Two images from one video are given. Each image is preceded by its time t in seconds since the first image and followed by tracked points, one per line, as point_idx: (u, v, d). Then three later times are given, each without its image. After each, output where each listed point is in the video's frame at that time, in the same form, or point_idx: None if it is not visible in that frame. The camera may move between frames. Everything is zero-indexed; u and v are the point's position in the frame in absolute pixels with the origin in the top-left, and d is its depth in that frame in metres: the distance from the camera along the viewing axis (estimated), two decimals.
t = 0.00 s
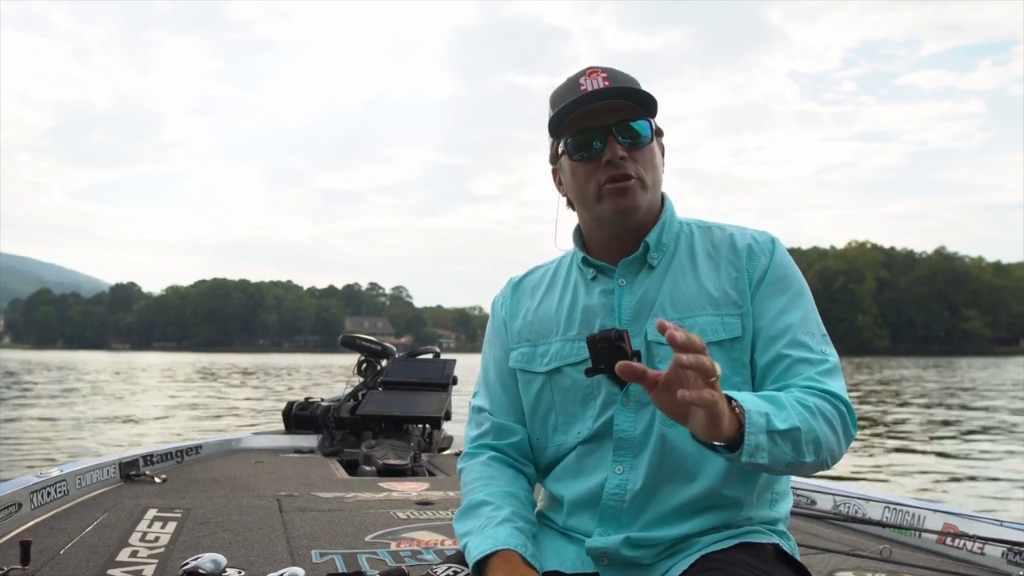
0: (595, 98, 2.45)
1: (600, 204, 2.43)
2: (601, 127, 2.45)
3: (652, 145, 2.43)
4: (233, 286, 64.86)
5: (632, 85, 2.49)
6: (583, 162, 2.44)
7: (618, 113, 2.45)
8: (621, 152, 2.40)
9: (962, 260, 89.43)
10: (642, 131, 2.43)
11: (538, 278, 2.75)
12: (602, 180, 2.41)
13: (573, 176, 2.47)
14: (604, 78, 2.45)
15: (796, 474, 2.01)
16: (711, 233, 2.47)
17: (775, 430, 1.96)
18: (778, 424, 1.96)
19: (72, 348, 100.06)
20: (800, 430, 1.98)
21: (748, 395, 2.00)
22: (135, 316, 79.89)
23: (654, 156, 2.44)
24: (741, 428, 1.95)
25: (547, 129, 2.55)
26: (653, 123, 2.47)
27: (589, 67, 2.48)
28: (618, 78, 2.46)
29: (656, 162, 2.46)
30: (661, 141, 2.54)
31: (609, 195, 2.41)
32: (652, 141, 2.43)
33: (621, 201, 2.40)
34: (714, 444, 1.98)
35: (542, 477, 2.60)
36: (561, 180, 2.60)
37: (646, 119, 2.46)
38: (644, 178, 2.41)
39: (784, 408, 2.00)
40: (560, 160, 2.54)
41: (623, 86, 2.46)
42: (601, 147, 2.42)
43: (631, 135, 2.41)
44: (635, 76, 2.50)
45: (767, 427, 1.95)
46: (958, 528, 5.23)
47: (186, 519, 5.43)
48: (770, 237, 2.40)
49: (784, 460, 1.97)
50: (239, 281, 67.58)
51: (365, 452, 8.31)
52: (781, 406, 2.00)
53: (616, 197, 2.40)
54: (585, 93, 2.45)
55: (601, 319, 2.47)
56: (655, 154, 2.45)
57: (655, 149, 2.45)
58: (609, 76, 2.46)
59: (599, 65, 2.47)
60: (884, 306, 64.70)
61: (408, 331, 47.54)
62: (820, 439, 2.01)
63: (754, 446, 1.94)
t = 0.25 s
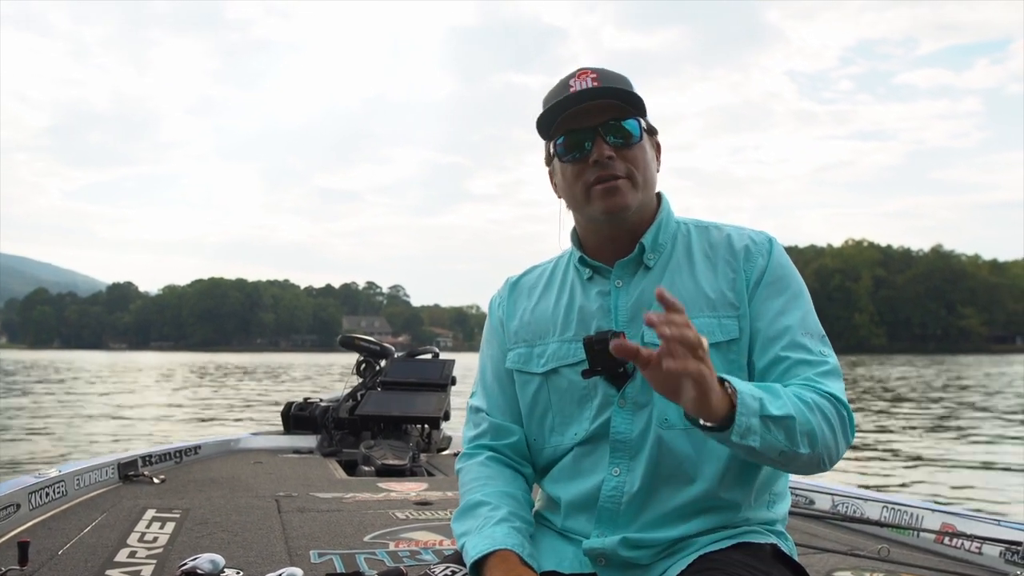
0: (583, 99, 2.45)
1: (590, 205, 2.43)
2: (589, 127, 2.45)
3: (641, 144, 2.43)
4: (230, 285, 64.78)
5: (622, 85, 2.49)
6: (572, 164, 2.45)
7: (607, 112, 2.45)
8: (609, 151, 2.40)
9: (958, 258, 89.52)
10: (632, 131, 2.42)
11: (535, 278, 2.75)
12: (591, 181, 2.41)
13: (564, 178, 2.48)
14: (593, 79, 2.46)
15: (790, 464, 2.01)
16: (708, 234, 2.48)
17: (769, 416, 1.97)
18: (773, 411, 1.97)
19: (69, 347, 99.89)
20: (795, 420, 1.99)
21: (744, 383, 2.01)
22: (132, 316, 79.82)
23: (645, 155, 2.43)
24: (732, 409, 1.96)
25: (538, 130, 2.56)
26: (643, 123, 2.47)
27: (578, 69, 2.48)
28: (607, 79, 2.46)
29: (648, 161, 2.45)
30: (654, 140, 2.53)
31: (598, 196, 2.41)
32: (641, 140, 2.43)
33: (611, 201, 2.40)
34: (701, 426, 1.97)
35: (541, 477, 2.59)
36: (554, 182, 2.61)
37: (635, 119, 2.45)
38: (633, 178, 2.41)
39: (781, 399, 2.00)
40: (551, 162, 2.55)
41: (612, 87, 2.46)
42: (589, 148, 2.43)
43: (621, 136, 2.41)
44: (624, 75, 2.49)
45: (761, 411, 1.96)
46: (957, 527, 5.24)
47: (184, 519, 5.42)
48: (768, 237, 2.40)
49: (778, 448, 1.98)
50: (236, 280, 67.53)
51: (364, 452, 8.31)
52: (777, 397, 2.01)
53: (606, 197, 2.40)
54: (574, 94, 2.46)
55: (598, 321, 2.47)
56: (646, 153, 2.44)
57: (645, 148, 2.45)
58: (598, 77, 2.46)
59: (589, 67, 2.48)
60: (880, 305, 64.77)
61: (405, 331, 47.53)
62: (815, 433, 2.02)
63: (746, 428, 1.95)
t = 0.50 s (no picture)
0: (567, 98, 2.46)
1: (578, 201, 2.44)
2: (575, 126, 2.46)
3: (628, 138, 2.42)
4: (228, 284, 64.70)
5: (608, 80, 2.49)
6: (560, 163, 2.46)
7: (592, 109, 2.45)
8: (593, 149, 2.41)
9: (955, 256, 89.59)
10: (617, 125, 2.42)
11: (534, 275, 2.75)
12: (578, 178, 2.42)
13: (554, 178, 2.49)
14: (576, 77, 2.46)
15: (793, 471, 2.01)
16: (707, 229, 2.47)
17: (770, 426, 1.96)
18: (772, 420, 1.96)
19: (67, 346, 99.76)
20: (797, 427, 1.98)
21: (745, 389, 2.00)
22: (130, 315, 79.76)
23: (633, 149, 2.42)
24: (731, 423, 1.95)
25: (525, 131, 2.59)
26: (631, 117, 2.46)
27: (563, 68, 2.49)
28: (591, 76, 2.46)
29: (637, 154, 2.44)
30: (646, 133, 2.51)
31: (585, 194, 2.42)
32: (627, 134, 2.42)
33: (599, 197, 2.40)
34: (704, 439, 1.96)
35: (541, 476, 2.59)
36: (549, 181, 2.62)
37: (622, 113, 2.44)
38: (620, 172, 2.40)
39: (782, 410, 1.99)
40: (543, 162, 2.56)
41: (597, 83, 2.46)
42: (575, 147, 2.43)
43: (606, 132, 2.41)
44: (609, 71, 2.49)
45: (761, 422, 1.96)
46: (956, 525, 5.24)
47: (184, 519, 5.42)
48: (768, 231, 2.40)
49: (780, 457, 1.97)
50: (234, 279, 67.47)
51: (364, 450, 8.31)
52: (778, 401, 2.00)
53: (593, 193, 2.41)
54: (558, 93, 2.47)
55: (596, 318, 2.47)
56: (634, 147, 2.43)
57: (632, 144, 2.43)
58: (582, 75, 2.47)
59: (573, 65, 2.48)
60: (878, 303, 64.83)
61: (403, 330, 47.52)
62: (817, 435, 2.01)
63: (746, 442, 1.94)
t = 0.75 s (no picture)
0: (551, 93, 2.46)
1: (564, 200, 2.44)
2: (560, 122, 2.46)
3: (613, 133, 2.41)
4: (225, 282, 64.60)
5: (594, 74, 2.48)
6: (546, 161, 2.48)
7: (577, 105, 2.45)
8: (576, 146, 2.41)
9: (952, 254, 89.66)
10: (602, 120, 2.41)
11: (526, 273, 2.75)
12: (563, 176, 2.42)
13: (541, 175, 2.51)
14: (560, 71, 2.46)
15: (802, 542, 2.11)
16: (701, 228, 2.46)
17: (780, 537, 2.00)
18: (781, 533, 2.00)
19: (64, 344, 99.57)
20: (802, 519, 2.05)
21: (750, 502, 2.01)
22: (127, 312, 79.66)
23: (619, 144, 2.42)
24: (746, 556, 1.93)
25: (512, 123, 2.60)
26: (617, 112, 2.45)
27: (547, 63, 2.49)
28: (575, 70, 2.46)
29: (623, 149, 2.43)
30: (635, 126, 2.50)
31: (570, 192, 2.42)
32: (612, 129, 2.42)
33: (584, 195, 2.40)
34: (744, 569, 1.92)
35: (536, 474, 2.59)
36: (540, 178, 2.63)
37: (607, 109, 2.43)
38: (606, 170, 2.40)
39: (783, 499, 2.02)
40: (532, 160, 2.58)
41: (581, 77, 2.45)
42: (558, 143, 2.45)
43: (592, 128, 2.41)
44: (594, 64, 2.48)
45: (773, 534, 1.98)
46: (955, 520, 5.25)
47: (183, 517, 5.42)
48: (761, 230, 2.39)
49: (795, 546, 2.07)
50: (231, 277, 67.36)
51: (363, 448, 8.30)
52: (783, 498, 2.02)
53: (578, 192, 2.41)
54: (542, 89, 2.47)
55: (588, 318, 2.47)
56: (621, 142, 2.42)
57: (619, 138, 2.42)
58: (566, 69, 2.46)
59: (557, 60, 2.48)
60: (875, 301, 64.83)
61: (400, 326, 47.49)
62: (818, 499, 2.08)
63: (765, 564, 1.95)
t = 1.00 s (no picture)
0: (539, 97, 2.43)
1: (557, 207, 2.46)
2: (551, 126, 2.45)
3: (603, 137, 2.39)
4: (221, 281, 64.54)
5: (583, 72, 2.43)
6: (538, 166, 2.48)
7: (567, 107, 2.42)
8: (567, 154, 2.40)
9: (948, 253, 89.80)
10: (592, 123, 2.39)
11: (524, 268, 2.74)
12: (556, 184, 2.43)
13: (535, 179, 2.51)
14: (549, 72, 2.43)
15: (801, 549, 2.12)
16: (701, 223, 2.46)
17: (774, 543, 2.02)
18: (775, 539, 2.02)
19: (61, 343, 99.42)
20: (798, 525, 2.07)
21: (738, 513, 2.04)
22: (123, 311, 79.53)
23: (610, 147, 2.40)
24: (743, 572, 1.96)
25: (499, 127, 2.59)
26: (608, 111, 2.41)
27: (535, 61, 2.45)
28: (563, 69, 2.42)
29: (614, 151, 2.41)
30: (627, 120, 2.46)
31: (563, 199, 2.43)
32: (602, 133, 2.40)
33: (576, 204, 2.41)
34: None
35: (535, 473, 2.59)
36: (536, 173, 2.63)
37: (597, 110, 2.40)
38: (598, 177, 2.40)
39: (776, 508, 2.04)
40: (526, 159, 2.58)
41: (569, 77, 2.41)
42: (550, 149, 2.44)
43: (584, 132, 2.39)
44: (583, 60, 2.43)
45: (766, 543, 2.01)
46: (955, 514, 5.26)
47: (183, 514, 5.41)
48: (761, 224, 2.38)
49: (791, 553, 2.08)
50: (228, 276, 67.28)
51: (363, 445, 8.30)
52: (772, 509, 2.04)
53: (571, 200, 2.41)
54: (531, 92, 2.45)
55: (586, 318, 2.47)
56: (612, 144, 2.40)
57: (609, 140, 2.40)
58: (554, 69, 2.43)
59: (546, 59, 2.44)
60: (872, 300, 64.91)
61: (398, 324, 47.44)
62: (814, 509, 2.09)
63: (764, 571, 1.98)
